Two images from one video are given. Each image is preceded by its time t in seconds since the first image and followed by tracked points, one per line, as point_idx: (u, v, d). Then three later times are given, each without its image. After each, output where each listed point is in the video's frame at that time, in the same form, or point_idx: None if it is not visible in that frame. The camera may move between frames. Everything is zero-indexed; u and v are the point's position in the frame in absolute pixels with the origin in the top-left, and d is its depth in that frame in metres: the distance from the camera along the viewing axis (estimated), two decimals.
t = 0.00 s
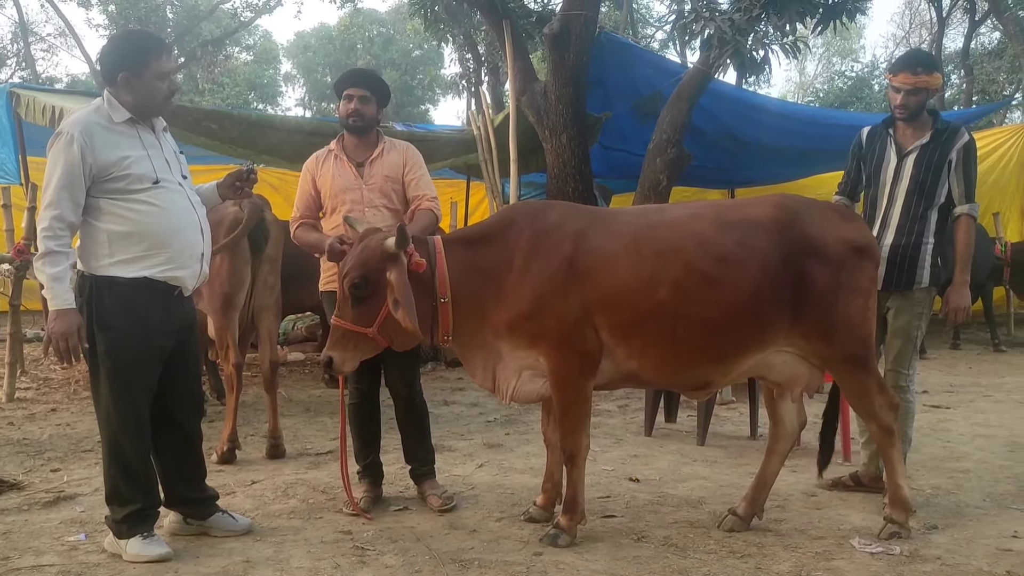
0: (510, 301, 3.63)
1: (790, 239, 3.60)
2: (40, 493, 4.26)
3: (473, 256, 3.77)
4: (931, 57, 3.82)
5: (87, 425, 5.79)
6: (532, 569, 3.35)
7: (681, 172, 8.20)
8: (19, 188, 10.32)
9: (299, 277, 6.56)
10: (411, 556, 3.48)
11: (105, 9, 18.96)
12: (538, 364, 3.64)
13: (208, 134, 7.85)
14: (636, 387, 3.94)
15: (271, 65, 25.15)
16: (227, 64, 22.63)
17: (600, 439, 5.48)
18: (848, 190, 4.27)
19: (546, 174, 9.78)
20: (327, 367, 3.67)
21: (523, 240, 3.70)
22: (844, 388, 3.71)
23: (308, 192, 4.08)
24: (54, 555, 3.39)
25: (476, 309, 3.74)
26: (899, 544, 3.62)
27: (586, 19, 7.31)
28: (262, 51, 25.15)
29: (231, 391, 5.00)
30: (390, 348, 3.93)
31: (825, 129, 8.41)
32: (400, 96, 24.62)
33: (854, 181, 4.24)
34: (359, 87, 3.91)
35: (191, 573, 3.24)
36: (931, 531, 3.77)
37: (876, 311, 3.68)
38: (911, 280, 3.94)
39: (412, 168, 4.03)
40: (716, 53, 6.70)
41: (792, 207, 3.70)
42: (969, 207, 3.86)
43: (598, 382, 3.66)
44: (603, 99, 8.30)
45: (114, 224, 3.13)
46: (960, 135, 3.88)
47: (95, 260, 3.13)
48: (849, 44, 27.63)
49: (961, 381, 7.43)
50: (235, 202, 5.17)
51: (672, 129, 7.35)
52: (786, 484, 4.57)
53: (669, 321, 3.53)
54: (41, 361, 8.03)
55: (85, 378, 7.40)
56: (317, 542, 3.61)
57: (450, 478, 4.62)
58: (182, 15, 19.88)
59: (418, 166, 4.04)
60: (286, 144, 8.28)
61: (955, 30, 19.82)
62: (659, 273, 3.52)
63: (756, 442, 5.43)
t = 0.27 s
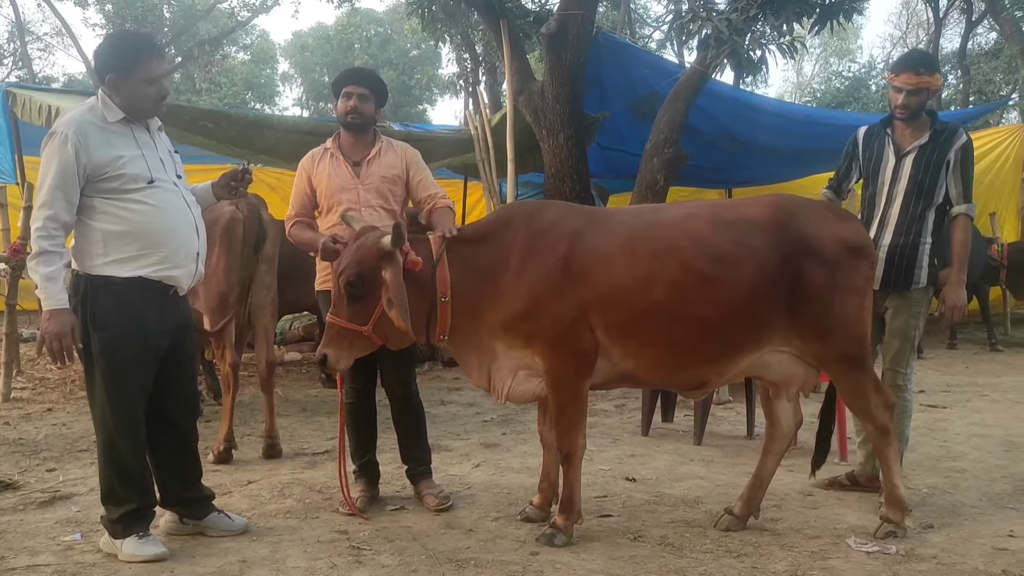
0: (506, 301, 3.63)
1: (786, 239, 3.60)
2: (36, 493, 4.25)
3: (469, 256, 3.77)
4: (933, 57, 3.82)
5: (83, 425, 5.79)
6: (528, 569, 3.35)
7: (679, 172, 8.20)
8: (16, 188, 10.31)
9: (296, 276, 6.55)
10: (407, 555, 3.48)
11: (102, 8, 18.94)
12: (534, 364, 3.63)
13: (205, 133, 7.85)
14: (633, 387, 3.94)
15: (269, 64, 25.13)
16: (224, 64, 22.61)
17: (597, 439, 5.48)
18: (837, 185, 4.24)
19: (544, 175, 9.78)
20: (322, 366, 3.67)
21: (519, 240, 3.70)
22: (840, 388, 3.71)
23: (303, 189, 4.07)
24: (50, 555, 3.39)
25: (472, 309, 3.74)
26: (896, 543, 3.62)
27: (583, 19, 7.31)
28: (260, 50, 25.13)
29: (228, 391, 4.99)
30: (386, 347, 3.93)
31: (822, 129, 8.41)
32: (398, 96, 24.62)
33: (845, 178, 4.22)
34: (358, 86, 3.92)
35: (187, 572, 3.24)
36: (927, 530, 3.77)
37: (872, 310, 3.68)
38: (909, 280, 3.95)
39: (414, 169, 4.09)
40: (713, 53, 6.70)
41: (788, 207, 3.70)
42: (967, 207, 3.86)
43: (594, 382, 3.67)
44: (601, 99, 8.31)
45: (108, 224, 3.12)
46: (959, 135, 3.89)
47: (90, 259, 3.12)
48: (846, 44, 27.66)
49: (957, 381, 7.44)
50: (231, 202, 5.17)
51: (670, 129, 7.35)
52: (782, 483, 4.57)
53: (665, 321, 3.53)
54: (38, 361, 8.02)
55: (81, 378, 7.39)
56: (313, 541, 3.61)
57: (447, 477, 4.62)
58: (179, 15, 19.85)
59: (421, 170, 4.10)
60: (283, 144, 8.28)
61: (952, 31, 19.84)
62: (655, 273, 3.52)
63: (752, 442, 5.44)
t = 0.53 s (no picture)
0: (505, 300, 3.63)
1: (785, 239, 3.60)
2: (35, 493, 4.25)
3: (468, 256, 3.77)
4: (927, 56, 3.83)
5: (82, 425, 5.78)
6: (528, 568, 3.35)
7: (677, 172, 8.21)
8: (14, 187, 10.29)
9: (295, 276, 6.55)
10: (407, 555, 3.48)
11: (101, 8, 18.92)
12: (533, 363, 3.63)
13: (205, 133, 7.84)
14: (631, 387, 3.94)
15: (267, 64, 25.12)
16: (223, 64, 22.60)
17: (596, 439, 5.49)
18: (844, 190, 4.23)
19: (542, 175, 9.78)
20: (321, 365, 3.67)
21: (518, 240, 3.70)
22: (838, 388, 3.72)
23: (302, 188, 4.07)
24: (48, 555, 3.39)
25: (471, 309, 3.74)
26: (894, 542, 3.62)
27: (582, 19, 7.32)
28: (258, 50, 25.12)
29: (227, 391, 4.99)
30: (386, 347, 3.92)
31: (820, 129, 8.42)
32: (397, 96, 24.61)
33: (850, 181, 4.21)
34: (361, 86, 3.92)
35: (186, 573, 3.23)
36: (926, 530, 3.78)
37: (871, 310, 3.68)
38: (911, 279, 3.95)
39: (415, 166, 4.12)
40: (712, 53, 6.71)
41: (787, 208, 3.70)
42: (966, 207, 3.88)
43: (593, 382, 3.67)
44: (600, 99, 8.31)
45: (105, 225, 3.12)
46: (956, 135, 3.90)
47: (88, 260, 3.12)
48: (845, 44, 27.69)
49: (955, 381, 7.45)
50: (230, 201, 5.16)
51: (669, 129, 7.35)
52: (781, 483, 4.57)
53: (663, 321, 3.53)
54: (37, 361, 8.02)
55: (80, 378, 7.38)
56: (313, 541, 3.61)
57: (446, 477, 4.62)
58: (178, 14, 19.83)
59: (422, 168, 4.12)
60: (282, 143, 8.27)
61: (951, 31, 19.87)
62: (653, 273, 3.52)
63: (751, 442, 5.44)
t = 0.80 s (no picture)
0: (503, 301, 3.63)
1: (785, 239, 3.60)
2: (33, 493, 4.24)
3: (466, 257, 3.77)
4: (919, 56, 3.84)
5: (81, 425, 5.78)
6: (527, 568, 3.35)
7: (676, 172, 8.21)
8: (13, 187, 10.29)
9: (294, 276, 6.55)
10: (406, 555, 3.48)
11: (99, 7, 18.90)
12: (532, 363, 3.63)
13: (204, 133, 7.84)
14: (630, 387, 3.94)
15: (266, 64, 25.11)
16: (222, 63, 22.59)
17: (595, 438, 5.49)
18: (848, 193, 4.24)
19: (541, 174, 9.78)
20: (319, 365, 3.68)
21: (517, 241, 3.70)
22: (837, 388, 3.72)
23: (304, 187, 4.06)
24: (47, 555, 3.38)
25: (470, 309, 3.74)
26: (893, 542, 3.63)
27: (581, 19, 7.32)
28: (257, 50, 25.10)
29: (226, 391, 4.99)
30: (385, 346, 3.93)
31: (819, 128, 8.42)
32: (396, 95, 24.60)
33: (851, 183, 4.21)
34: (367, 88, 3.90)
35: (185, 572, 3.23)
36: (924, 529, 3.78)
37: (869, 310, 3.68)
38: (908, 279, 3.95)
39: (413, 169, 4.07)
40: (711, 53, 6.71)
41: (786, 208, 3.70)
42: (963, 207, 3.88)
43: (592, 382, 3.67)
44: (599, 99, 8.31)
45: (101, 225, 3.12)
46: (953, 135, 3.89)
47: (85, 260, 3.12)
48: (844, 44, 27.69)
49: (954, 381, 7.46)
50: (228, 201, 5.16)
51: (667, 129, 7.35)
52: (780, 483, 4.57)
53: (662, 321, 3.53)
54: (36, 361, 8.01)
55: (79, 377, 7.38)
56: (312, 541, 3.61)
57: (445, 477, 4.62)
58: (176, 14, 19.81)
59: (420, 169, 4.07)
60: (281, 143, 8.27)
61: (950, 31, 19.89)
62: (652, 273, 3.52)
63: (750, 442, 5.44)
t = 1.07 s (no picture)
0: (502, 301, 3.63)
1: (784, 239, 3.60)
2: (32, 493, 4.24)
3: (465, 257, 3.77)
4: (916, 55, 3.84)
5: (80, 425, 5.77)
6: (526, 568, 3.35)
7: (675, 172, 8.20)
8: (11, 187, 10.28)
9: (292, 276, 6.54)
10: (405, 555, 3.48)
11: (98, 7, 18.89)
12: (532, 363, 3.63)
13: (202, 133, 7.84)
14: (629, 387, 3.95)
15: (265, 64, 25.10)
16: (221, 63, 22.59)
17: (594, 438, 5.48)
18: (847, 194, 4.26)
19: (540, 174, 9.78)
20: (316, 366, 3.68)
21: (515, 241, 3.70)
22: (836, 388, 3.72)
23: (305, 186, 4.04)
24: (46, 555, 3.38)
25: (468, 310, 3.74)
26: (892, 542, 3.63)
27: (580, 19, 7.32)
28: (256, 49, 25.09)
29: (225, 391, 4.98)
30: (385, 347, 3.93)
31: (817, 128, 8.43)
32: (395, 95, 24.58)
33: (851, 183, 4.23)
34: (371, 88, 3.90)
35: (184, 572, 3.23)
36: (924, 529, 3.78)
37: (867, 310, 3.68)
38: (904, 278, 3.95)
39: (416, 171, 4.13)
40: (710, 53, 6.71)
41: (785, 208, 3.70)
42: (961, 206, 3.86)
43: (592, 382, 3.67)
44: (598, 99, 8.31)
45: (95, 225, 3.11)
46: (951, 134, 3.89)
47: (81, 261, 3.12)
48: (842, 44, 27.70)
49: (953, 380, 7.46)
50: (227, 201, 5.15)
51: (666, 129, 7.35)
52: (779, 482, 4.57)
53: (661, 321, 3.53)
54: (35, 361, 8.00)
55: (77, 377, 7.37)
56: (311, 541, 3.61)
57: (445, 477, 4.61)
58: (175, 14, 19.80)
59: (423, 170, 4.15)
60: (280, 143, 8.26)
61: (949, 31, 19.92)
62: (651, 273, 3.52)
63: (750, 441, 5.44)
